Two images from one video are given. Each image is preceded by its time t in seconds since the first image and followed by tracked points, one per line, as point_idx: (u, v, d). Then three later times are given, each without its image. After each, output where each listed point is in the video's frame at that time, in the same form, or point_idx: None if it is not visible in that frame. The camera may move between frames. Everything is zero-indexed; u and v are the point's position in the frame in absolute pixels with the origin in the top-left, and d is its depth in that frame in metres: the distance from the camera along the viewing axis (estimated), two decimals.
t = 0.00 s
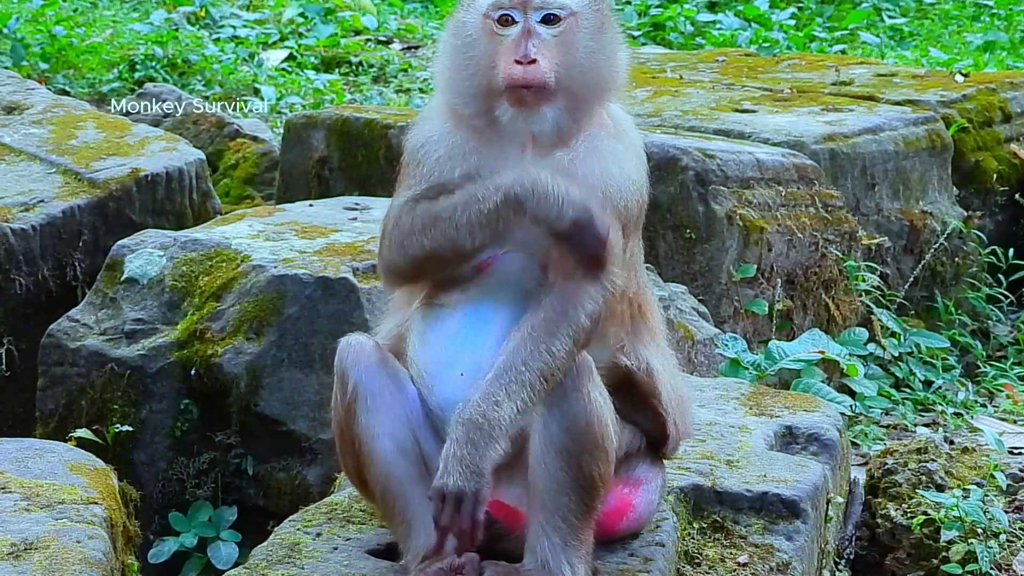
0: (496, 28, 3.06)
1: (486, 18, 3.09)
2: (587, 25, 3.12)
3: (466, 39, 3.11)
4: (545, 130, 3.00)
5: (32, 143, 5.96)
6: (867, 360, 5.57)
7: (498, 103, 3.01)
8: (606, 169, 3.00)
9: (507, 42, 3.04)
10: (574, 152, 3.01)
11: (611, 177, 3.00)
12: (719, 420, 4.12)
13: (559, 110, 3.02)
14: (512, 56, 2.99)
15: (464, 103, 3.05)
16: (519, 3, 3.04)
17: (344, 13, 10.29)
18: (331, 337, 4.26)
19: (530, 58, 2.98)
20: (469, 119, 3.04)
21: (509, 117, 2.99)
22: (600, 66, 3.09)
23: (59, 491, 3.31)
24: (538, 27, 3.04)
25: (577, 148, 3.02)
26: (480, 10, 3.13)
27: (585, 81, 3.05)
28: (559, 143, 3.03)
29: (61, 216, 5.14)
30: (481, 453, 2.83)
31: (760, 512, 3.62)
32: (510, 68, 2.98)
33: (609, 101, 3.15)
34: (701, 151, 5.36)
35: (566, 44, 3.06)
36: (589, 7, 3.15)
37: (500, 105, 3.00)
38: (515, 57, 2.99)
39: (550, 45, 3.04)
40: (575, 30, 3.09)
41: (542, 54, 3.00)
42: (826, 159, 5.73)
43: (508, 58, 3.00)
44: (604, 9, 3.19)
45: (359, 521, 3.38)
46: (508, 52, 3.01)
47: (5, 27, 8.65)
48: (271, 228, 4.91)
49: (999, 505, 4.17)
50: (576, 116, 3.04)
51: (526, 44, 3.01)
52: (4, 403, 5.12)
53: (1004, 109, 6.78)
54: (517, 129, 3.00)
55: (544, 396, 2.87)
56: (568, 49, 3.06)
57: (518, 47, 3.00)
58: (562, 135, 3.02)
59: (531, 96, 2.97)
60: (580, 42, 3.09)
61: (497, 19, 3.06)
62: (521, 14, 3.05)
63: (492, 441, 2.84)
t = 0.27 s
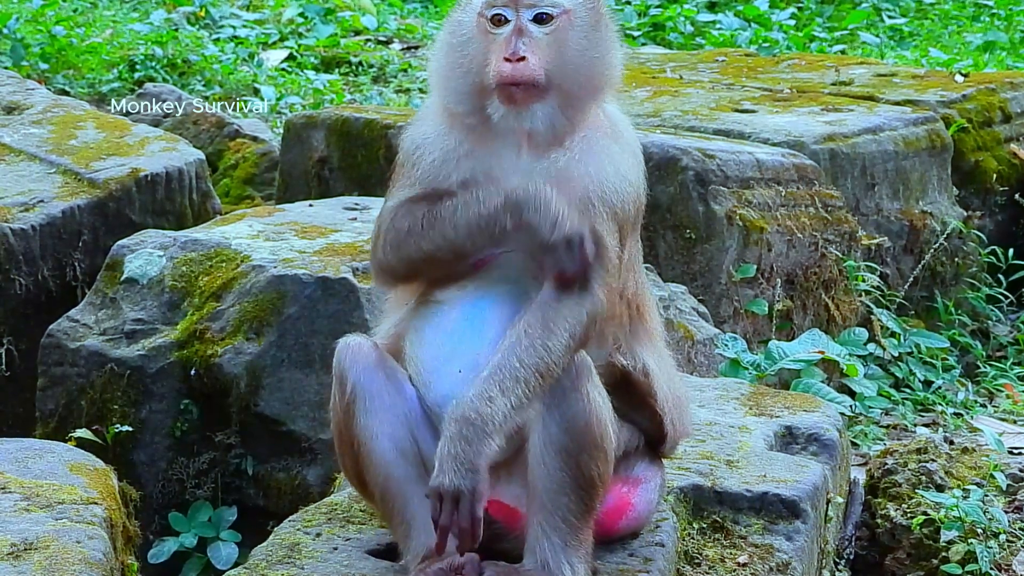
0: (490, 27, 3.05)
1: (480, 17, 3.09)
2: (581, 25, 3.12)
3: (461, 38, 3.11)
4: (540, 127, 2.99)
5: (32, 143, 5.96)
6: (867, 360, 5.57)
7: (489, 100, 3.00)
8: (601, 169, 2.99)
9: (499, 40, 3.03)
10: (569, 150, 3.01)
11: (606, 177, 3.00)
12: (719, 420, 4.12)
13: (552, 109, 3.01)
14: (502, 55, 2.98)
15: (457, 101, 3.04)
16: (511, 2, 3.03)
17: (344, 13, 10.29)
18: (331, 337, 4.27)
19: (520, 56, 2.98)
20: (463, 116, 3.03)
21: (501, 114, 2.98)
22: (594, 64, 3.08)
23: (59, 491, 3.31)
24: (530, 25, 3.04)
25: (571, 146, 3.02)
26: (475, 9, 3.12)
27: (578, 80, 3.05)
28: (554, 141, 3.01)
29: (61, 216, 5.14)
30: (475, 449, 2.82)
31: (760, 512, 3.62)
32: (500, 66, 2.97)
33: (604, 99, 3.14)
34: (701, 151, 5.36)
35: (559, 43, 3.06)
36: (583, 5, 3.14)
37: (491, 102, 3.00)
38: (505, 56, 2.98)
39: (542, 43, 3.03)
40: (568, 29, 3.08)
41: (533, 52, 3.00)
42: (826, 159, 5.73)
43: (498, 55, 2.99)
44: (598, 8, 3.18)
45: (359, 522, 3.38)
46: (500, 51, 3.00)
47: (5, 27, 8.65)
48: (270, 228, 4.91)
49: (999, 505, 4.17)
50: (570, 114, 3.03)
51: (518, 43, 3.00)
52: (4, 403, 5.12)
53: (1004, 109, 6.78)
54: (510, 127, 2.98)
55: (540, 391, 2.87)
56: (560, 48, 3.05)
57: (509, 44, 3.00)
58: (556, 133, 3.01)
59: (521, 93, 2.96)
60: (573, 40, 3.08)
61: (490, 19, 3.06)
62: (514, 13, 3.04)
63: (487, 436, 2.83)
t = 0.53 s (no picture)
0: (484, 32, 3.06)
1: (474, 22, 3.09)
2: (574, 28, 3.12)
3: (456, 41, 3.11)
4: (536, 131, 3.00)
5: (32, 143, 5.96)
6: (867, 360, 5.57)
7: (483, 107, 3.01)
8: (599, 172, 3.00)
9: (492, 46, 3.03)
10: (568, 152, 3.01)
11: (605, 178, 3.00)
12: (718, 420, 4.12)
13: (545, 116, 3.02)
14: (493, 63, 2.99)
15: (451, 105, 3.05)
16: (503, 8, 3.03)
17: (344, 13, 10.29)
18: (331, 337, 4.27)
19: (511, 63, 2.98)
20: (457, 120, 3.04)
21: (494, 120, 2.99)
22: (588, 68, 3.09)
23: (59, 491, 3.31)
24: (523, 31, 3.04)
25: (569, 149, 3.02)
26: (469, 12, 3.13)
27: (572, 84, 3.06)
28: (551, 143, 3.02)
29: (61, 217, 5.14)
30: (472, 441, 2.82)
31: (760, 512, 3.62)
32: (490, 74, 2.98)
33: (600, 100, 3.15)
34: (700, 151, 5.37)
35: (551, 48, 3.06)
36: (576, 8, 3.14)
37: (485, 109, 3.00)
38: (496, 64, 2.99)
39: (535, 49, 3.04)
40: (561, 33, 3.09)
41: (524, 59, 3.00)
42: (825, 159, 5.74)
43: (490, 63, 3.00)
44: (592, 10, 3.18)
45: (359, 521, 3.38)
46: (492, 57, 3.00)
47: (5, 27, 8.65)
48: (270, 228, 4.91)
49: (999, 505, 4.17)
50: (565, 118, 3.04)
51: (510, 51, 3.00)
52: (4, 403, 5.12)
53: (1004, 110, 6.78)
54: (505, 132, 2.99)
55: (538, 387, 2.86)
56: (553, 54, 3.06)
57: (501, 52, 3.00)
58: (551, 137, 3.02)
59: (514, 101, 2.96)
60: (566, 45, 3.08)
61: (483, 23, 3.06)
62: (507, 18, 3.03)
63: (484, 428, 2.84)
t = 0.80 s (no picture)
0: (479, 37, 3.04)
1: (470, 26, 3.07)
2: (571, 32, 3.09)
3: (453, 45, 3.10)
4: (533, 136, 2.99)
5: (32, 143, 5.96)
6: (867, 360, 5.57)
7: (477, 113, 3.00)
8: (599, 175, 3.01)
9: (487, 53, 3.01)
10: (569, 155, 3.01)
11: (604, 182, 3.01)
12: (718, 420, 4.12)
13: (541, 122, 3.00)
14: (485, 72, 2.97)
15: (446, 109, 3.04)
16: (498, 15, 3.00)
17: (344, 13, 10.29)
18: (331, 337, 4.27)
19: (504, 73, 2.96)
20: (452, 124, 3.03)
21: (488, 126, 2.98)
22: (584, 74, 3.07)
23: (59, 491, 3.31)
24: (517, 38, 3.01)
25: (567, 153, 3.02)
26: (465, 16, 3.10)
27: (567, 90, 3.03)
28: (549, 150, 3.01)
29: (61, 216, 5.14)
30: (464, 431, 2.80)
31: (760, 512, 3.62)
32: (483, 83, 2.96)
33: (597, 103, 3.13)
34: (701, 151, 5.37)
35: (547, 54, 3.04)
36: (573, 13, 3.11)
37: (480, 115, 3.00)
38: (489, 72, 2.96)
39: (530, 56, 3.01)
40: (556, 40, 3.06)
41: (516, 68, 2.97)
42: (825, 159, 5.74)
43: (484, 72, 2.97)
44: (588, 15, 3.15)
45: (359, 521, 3.38)
46: (487, 64, 2.98)
47: (5, 27, 8.65)
48: (270, 228, 4.91)
49: (999, 505, 4.17)
50: (561, 125, 3.03)
51: (506, 58, 2.98)
52: (4, 403, 5.12)
53: (1004, 110, 6.78)
54: (501, 139, 2.98)
55: (535, 384, 2.86)
56: (548, 59, 3.03)
57: (495, 60, 2.98)
58: (548, 142, 3.01)
59: (507, 109, 2.95)
60: (561, 51, 3.05)
61: (479, 29, 3.03)
62: (502, 24, 3.01)
63: (478, 420, 2.82)
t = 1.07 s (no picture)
0: (477, 39, 3.04)
1: (467, 28, 3.07)
2: (568, 35, 3.10)
3: (451, 45, 3.11)
4: (531, 139, 3.00)
5: (32, 143, 5.96)
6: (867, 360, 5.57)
7: (474, 117, 3.00)
8: (600, 176, 2.99)
9: (484, 55, 3.01)
10: (569, 156, 3.02)
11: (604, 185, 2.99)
12: (718, 420, 4.12)
13: (537, 126, 3.02)
14: (480, 76, 2.97)
15: (442, 111, 3.04)
16: (495, 18, 3.00)
17: (344, 13, 10.30)
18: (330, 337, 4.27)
19: (499, 77, 2.96)
20: (448, 124, 3.02)
21: (484, 130, 2.98)
22: (581, 78, 3.08)
23: (59, 491, 3.31)
24: (515, 41, 3.02)
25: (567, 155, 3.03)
26: (463, 17, 3.11)
27: (564, 93, 3.05)
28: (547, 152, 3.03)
29: (61, 217, 5.14)
30: (468, 437, 2.80)
31: (759, 512, 3.62)
32: (479, 86, 2.96)
33: (596, 105, 3.14)
34: (700, 151, 5.37)
35: (544, 57, 3.05)
36: (570, 15, 3.12)
37: (476, 117, 3.00)
38: (485, 76, 2.97)
39: (528, 59, 3.02)
40: (553, 43, 3.07)
41: (512, 72, 2.99)
42: (825, 159, 5.74)
43: (479, 75, 2.98)
44: (586, 17, 3.16)
45: (358, 522, 3.38)
46: (485, 68, 2.98)
47: (5, 27, 8.65)
48: (270, 228, 4.91)
49: (999, 505, 4.17)
50: (557, 127, 3.05)
51: (503, 62, 2.98)
52: (4, 402, 5.12)
53: (1003, 110, 6.78)
54: (498, 142, 2.98)
55: (536, 384, 2.86)
56: (545, 62, 3.05)
57: (491, 63, 2.98)
58: (545, 144, 3.02)
59: (502, 113, 2.95)
60: (558, 54, 3.07)
61: (477, 31, 3.03)
62: (500, 27, 3.01)
63: (480, 424, 2.82)
